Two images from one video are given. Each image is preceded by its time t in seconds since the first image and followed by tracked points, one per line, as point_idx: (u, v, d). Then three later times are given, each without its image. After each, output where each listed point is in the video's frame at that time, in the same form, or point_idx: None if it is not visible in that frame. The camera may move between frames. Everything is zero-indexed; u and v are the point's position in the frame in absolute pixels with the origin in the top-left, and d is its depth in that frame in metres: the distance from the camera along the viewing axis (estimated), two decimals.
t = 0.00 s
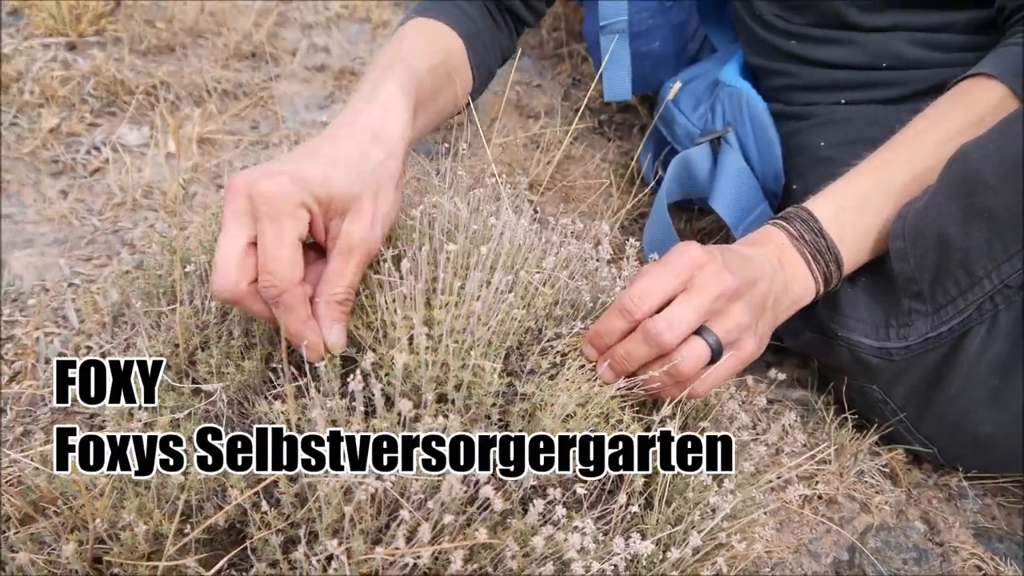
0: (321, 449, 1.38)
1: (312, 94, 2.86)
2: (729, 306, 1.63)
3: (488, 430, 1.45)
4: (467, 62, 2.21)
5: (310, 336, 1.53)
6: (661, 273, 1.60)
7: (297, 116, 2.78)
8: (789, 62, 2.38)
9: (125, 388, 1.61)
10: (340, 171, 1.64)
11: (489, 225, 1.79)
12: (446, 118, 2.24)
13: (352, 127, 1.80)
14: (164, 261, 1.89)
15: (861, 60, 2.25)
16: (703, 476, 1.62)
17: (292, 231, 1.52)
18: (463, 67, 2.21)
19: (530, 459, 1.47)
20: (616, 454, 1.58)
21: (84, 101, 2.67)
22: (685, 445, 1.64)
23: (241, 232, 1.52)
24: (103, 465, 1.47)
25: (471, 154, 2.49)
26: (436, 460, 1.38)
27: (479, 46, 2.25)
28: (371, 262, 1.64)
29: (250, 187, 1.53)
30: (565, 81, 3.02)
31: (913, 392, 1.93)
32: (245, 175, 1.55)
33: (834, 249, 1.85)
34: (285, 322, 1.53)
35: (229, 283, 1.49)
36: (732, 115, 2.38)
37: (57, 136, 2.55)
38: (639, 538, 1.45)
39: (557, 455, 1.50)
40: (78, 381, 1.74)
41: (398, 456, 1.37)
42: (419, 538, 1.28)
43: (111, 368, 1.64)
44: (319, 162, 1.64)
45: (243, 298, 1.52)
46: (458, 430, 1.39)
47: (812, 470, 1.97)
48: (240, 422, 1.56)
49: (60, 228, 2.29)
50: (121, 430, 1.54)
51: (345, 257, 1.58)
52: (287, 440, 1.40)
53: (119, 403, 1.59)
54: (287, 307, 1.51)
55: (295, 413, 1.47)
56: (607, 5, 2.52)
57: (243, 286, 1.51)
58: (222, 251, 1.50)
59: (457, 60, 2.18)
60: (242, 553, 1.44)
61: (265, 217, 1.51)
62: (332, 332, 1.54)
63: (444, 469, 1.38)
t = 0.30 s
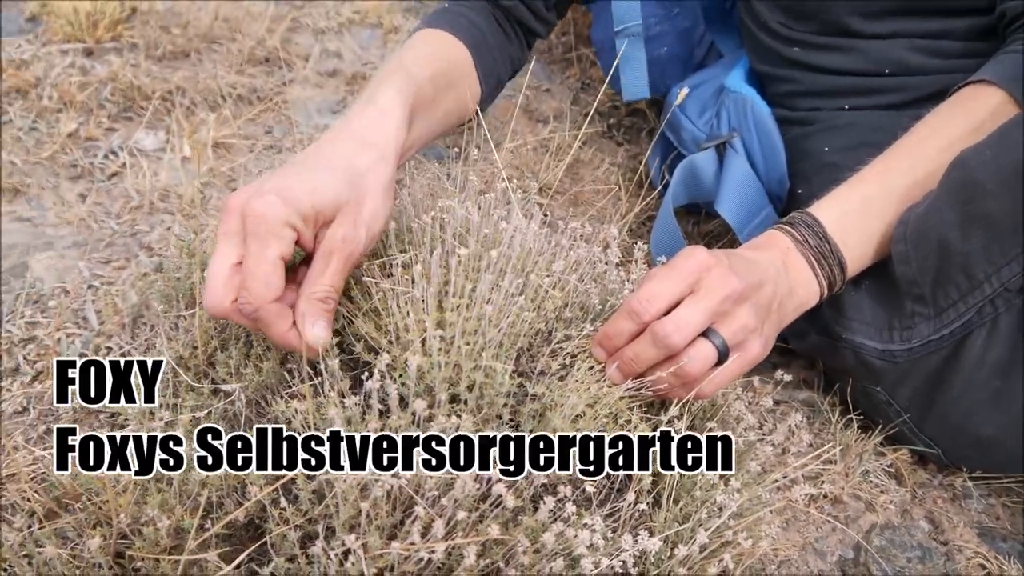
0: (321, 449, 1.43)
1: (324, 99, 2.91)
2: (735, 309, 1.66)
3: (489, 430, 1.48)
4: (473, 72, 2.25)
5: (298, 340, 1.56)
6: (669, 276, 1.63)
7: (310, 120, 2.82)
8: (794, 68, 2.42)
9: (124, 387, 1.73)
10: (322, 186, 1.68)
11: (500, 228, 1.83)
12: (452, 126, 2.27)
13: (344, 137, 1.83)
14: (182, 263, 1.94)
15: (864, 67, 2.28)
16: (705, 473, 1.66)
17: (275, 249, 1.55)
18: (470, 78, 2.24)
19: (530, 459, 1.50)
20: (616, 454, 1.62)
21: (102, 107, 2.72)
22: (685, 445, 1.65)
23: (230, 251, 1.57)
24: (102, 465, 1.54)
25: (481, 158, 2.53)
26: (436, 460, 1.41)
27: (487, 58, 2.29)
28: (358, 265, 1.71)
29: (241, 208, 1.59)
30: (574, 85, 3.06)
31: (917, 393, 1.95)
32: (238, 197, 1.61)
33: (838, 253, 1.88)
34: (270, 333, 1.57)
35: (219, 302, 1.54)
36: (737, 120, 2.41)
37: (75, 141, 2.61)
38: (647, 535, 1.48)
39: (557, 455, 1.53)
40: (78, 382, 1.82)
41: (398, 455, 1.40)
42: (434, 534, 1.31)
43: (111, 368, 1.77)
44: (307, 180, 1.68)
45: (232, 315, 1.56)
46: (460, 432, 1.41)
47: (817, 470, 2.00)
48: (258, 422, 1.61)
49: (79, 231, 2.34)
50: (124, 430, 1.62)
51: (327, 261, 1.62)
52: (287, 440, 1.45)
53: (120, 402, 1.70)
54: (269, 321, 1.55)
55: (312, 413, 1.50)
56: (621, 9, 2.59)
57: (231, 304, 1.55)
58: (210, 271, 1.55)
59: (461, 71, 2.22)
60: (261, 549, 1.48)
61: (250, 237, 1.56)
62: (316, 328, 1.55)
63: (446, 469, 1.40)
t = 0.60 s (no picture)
0: (320, 449, 1.43)
1: (338, 96, 2.92)
2: (753, 303, 1.66)
3: (490, 430, 1.43)
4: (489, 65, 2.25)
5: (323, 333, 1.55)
6: (687, 270, 1.63)
7: (325, 116, 2.83)
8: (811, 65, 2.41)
9: (125, 387, 1.77)
10: (343, 177, 1.68)
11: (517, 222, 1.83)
12: (465, 118, 2.27)
13: (359, 122, 1.83)
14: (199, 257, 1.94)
15: (883, 63, 2.27)
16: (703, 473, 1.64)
17: (299, 243, 1.57)
18: (485, 70, 2.24)
19: (530, 459, 1.47)
20: (616, 454, 1.58)
21: (118, 103, 2.74)
22: (685, 445, 1.63)
23: (254, 249, 1.58)
24: (102, 465, 1.56)
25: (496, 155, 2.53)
26: (435, 460, 1.39)
27: (503, 53, 2.29)
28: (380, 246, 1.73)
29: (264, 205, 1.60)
30: (588, 83, 3.07)
31: (935, 389, 1.95)
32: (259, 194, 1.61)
33: (857, 248, 1.87)
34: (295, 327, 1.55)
35: (242, 298, 1.54)
36: (754, 116, 2.41)
37: (92, 136, 2.62)
38: (664, 529, 1.48)
39: (557, 455, 1.51)
40: (79, 382, 1.82)
41: (397, 456, 1.37)
42: (452, 525, 1.31)
43: (111, 367, 1.79)
44: (327, 171, 1.68)
45: (256, 313, 1.56)
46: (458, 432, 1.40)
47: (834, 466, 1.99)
48: (276, 415, 1.61)
49: (95, 225, 2.35)
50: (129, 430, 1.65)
51: (351, 245, 1.64)
52: (287, 440, 1.48)
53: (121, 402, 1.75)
54: (293, 314, 1.53)
55: (332, 404, 1.51)
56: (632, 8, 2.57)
57: (255, 301, 1.55)
58: (234, 269, 1.56)
59: (477, 63, 2.22)
60: (279, 541, 1.48)
61: (274, 233, 1.58)
62: (336, 312, 1.54)
63: (444, 470, 1.39)
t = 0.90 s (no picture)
0: (320, 449, 1.45)
1: (355, 88, 2.91)
2: (778, 295, 1.65)
3: (493, 429, 1.38)
4: (512, 57, 2.25)
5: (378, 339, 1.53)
6: (711, 263, 1.63)
7: (342, 109, 2.82)
8: (834, 58, 2.38)
9: (125, 388, 1.76)
10: (398, 160, 1.61)
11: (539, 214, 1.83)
12: (485, 108, 2.27)
13: (402, 95, 1.74)
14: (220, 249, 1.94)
15: (906, 57, 2.26)
16: (703, 473, 1.61)
17: (361, 237, 1.51)
18: (506, 61, 2.24)
19: (530, 459, 1.41)
20: (616, 455, 1.52)
21: (135, 94, 2.74)
22: (685, 445, 1.59)
23: (308, 244, 1.55)
24: (103, 465, 1.58)
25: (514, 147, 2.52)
26: (435, 460, 1.35)
27: (526, 45, 2.28)
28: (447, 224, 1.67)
29: (322, 200, 1.56)
30: (605, 76, 3.06)
31: (959, 385, 1.92)
32: (317, 189, 1.58)
33: (882, 242, 1.86)
34: (349, 328, 1.53)
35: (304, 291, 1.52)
36: (775, 108, 2.38)
37: (110, 127, 2.62)
38: (690, 524, 1.47)
39: (557, 456, 1.46)
40: (79, 382, 1.80)
41: (398, 455, 1.35)
42: (479, 519, 1.31)
43: (111, 368, 1.78)
44: (384, 157, 1.60)
45: (304, 314, 1.54)
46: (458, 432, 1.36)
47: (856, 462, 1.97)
48: (299, 408, 1.61)
49: (114, 216, 2.35)
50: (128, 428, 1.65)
51: (423, 226, 1.58)
52: (287, 440, 1.48)
53: (121, 401, 1.75)
54: (352, 312, 1.51)
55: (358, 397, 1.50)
56: None
57: (307, 300, 1.52)
58: (287, 265, 1.53)
59: (500, 53, 2.21)
60: (303, 534, 1.48)
61: (332, 226, 1.53)
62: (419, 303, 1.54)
63: (445, 470, 1.35)
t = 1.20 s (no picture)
0: (320, 450, 1.50)
1: (347, 107, 2.94)
2: (762, 321, 1.68)
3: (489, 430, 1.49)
4: (506, 87, 2.28)
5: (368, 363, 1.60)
6: (696, 287, 1.66)
7: (334, 128, 2.84)
8: (819, 77, 2.41)
9: (124, 388, 1.87)
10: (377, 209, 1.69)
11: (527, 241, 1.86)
12: (478, 140, 2.30)
13: (386, 143, 1.83)
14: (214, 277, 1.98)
15: (891, 76, 2.28)
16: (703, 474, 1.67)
17: (339, 279, 1.59)
18: (500, 91, 2.27)
19: (530, 459, 1.52)
20: (616, 455, 1.59)
21: (130, 115, 2.76)
22: (686, 445, 1.66)
23: (293, 284, 1.60)
24: (102, 464, 1.66)
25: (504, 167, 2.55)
26: (435, 459, 1.46)
27: (518, 69, 2.31)
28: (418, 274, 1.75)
29: (302, 241, 1.62)
30: (595, 91, 3.09)
31: (940, 405, 1.96)
32: (298, 230, 1.63)
33: (865, 266, 1.89)
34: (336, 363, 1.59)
35: (284, 337, 1.57)
36: (762, 129, 2.41)
37: (104, 150, 2.65)
38: (671, 552, 1.50)
39: (557, 455, 1.54)
40: (78, 381, 1.91)
41: (397, 455, 1.46)
42: (464, 553, 1.34)
43: (111, 368, 1.88)
44: (363, 206, 1.68)
45: (295, 350, 1.59)
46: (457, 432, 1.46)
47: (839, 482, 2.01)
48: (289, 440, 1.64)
49: (108, 240, 2.38)
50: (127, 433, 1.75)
51: (390, 280, 1.66)
52: (287, 440, 1.52)
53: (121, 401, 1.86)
54: (337, 348, 1.57)
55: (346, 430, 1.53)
56: (649, 19, 2.57)
57: (294, 338, 1.58)
58: (274, 305, 1.58)
59: (494, 84, 2.24)
60: (293, 566, 1.52)
61: (313, 269, 1.59)
62: (385, 350, 1.62)
63: (445, 469, 1.45)
